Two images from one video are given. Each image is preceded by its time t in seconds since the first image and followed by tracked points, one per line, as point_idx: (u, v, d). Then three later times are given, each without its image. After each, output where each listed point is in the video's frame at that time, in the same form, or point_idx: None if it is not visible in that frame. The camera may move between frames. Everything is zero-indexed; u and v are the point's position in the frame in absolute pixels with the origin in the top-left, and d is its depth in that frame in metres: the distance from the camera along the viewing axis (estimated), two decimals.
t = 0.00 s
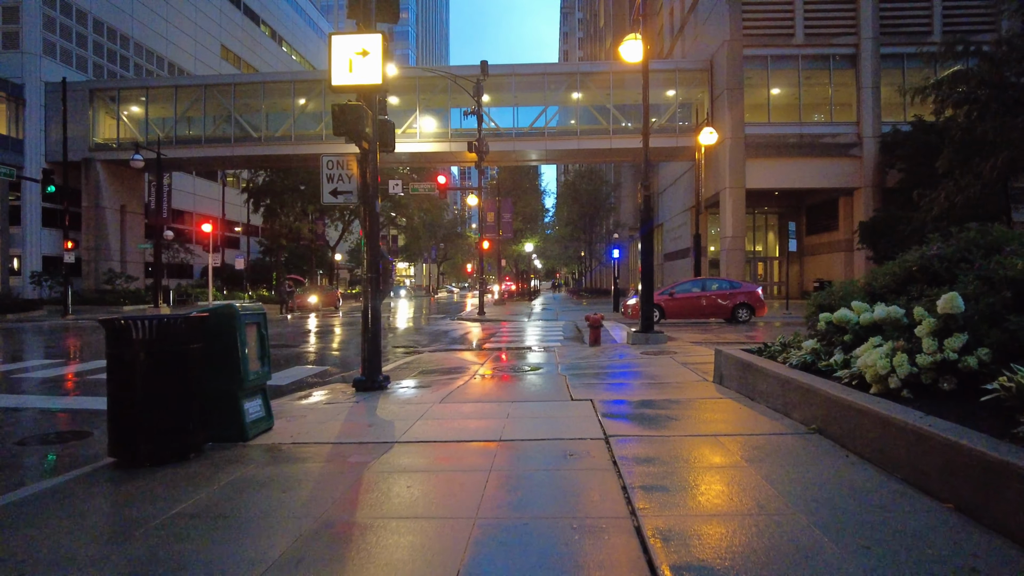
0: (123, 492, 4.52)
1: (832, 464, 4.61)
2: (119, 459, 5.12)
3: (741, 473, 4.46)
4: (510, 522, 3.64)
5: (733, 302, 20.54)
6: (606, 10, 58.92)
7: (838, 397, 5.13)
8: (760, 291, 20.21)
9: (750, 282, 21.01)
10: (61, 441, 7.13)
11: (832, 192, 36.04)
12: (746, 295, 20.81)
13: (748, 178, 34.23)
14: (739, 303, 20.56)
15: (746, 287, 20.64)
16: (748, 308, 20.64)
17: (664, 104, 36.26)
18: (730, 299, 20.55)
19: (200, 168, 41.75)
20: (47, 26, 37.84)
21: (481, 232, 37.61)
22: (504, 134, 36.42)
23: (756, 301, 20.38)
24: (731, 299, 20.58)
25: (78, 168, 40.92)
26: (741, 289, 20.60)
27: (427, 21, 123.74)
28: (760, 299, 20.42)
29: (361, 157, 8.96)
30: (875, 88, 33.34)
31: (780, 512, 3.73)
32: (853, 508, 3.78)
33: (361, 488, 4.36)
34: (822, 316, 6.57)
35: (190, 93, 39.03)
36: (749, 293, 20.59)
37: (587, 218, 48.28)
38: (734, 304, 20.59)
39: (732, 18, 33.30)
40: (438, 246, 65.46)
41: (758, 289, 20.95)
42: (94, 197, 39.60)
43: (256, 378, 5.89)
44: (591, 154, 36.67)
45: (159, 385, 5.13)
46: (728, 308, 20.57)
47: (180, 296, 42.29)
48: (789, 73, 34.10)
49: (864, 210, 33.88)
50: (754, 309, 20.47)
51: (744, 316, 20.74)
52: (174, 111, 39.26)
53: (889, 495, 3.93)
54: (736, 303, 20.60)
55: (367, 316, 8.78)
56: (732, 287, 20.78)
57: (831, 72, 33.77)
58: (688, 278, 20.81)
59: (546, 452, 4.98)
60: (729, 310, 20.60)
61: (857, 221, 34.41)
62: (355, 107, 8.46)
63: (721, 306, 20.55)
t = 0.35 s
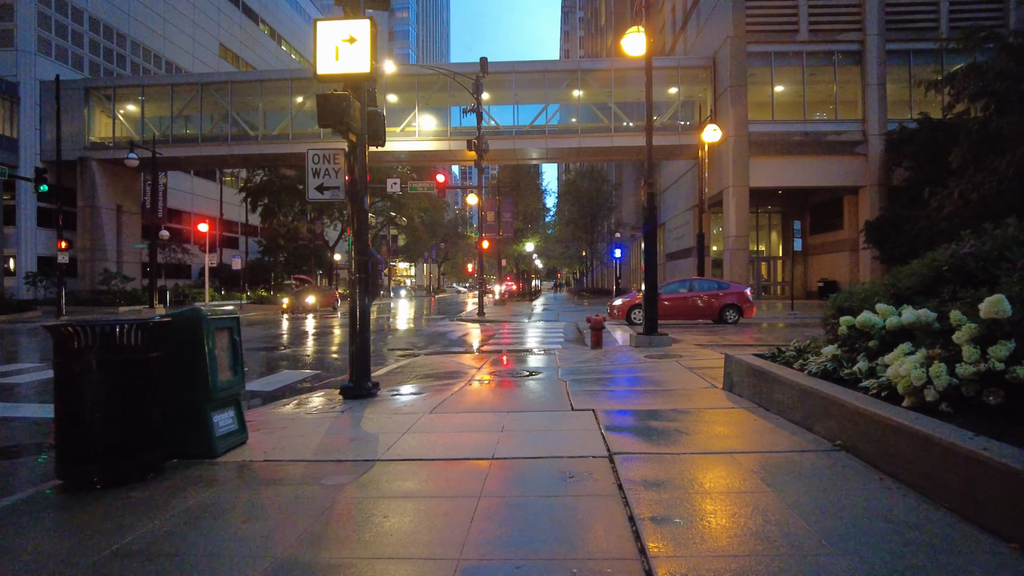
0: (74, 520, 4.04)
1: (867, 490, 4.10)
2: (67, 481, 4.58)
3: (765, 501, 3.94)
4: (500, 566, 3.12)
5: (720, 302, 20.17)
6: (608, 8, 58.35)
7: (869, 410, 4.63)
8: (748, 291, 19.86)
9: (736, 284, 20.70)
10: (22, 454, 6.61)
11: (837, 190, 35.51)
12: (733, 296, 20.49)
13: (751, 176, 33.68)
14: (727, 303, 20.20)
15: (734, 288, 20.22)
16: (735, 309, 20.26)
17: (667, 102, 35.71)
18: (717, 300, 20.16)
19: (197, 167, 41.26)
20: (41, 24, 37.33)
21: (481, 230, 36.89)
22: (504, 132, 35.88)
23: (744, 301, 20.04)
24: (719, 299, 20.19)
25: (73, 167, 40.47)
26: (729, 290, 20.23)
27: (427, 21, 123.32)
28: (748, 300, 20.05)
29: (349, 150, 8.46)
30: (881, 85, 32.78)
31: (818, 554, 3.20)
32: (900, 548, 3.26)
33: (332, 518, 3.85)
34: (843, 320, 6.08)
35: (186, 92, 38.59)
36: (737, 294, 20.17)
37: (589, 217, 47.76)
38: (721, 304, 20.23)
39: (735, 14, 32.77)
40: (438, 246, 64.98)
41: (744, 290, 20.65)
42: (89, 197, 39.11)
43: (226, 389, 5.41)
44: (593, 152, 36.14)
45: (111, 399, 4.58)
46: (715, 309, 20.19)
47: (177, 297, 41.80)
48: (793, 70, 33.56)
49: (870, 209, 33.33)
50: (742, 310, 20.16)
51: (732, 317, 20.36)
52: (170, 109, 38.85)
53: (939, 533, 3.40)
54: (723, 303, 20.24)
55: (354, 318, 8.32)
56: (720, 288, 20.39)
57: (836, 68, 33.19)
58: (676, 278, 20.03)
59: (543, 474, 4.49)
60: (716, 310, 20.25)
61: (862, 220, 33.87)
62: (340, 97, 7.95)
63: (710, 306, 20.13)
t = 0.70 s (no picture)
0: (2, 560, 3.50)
1: (915, 525, 3.55)
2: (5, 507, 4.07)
3: (799, 542, 3.39)
4: None
5: (700, 303, 19.68)
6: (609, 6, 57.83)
7: (910, 429, 4.10)
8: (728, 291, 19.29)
9: (718, 285, 20.29)
10: None
11: (842, 189, 34.95)
12: (714, 297, 19.98)
13: (755, 175, 33.10)
14: (707, 304, 19.67)
15: (715, 289, 19.73)
16: (714, 310, 19.70)
17: (669, 99, 35.14)
18: (697, 300, 19.66)
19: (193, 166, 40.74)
20: (36, 20, 36.77)
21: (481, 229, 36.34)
22: (504, 130, 35.30)
23: (724, 302, 19.42)
24: (699, 300, 19.69)
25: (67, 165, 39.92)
26: (709, 290, 19.73)
27: (427, 20, 122.84)
28: (729, 301, 19.46)
29: (337, 143, 7.95)
30: (887, 82, 32.20)
31: None
32: None
33: (295, 562, 3.30)
34: (872, 325, 5.54)
35: (181, 89, 38.05)
36: (717, 295, 19.67)
37: (590, 217, 47.22)
38: (700, 306, 19.73)
39: (739, 10, 32.21)
40: (438, 245, 64.45)
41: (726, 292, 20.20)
42: (84, 195, 38.54)
43: (192, 403, 4.88)
44: (595, 150, 35.59)
45: (51, 416, 4.04)
46: (695, 310, 19.67)
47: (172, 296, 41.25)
48: (797, 67, 33.04)
49: (876, 208, 32.75)
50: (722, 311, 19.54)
51: (712, 319, 19.79)
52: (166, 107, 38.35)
53: None
54: (703, 304, 19.76)
55: (340, 320, 7.80)
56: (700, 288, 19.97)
57: (841, 65, 32.64)
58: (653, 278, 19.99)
59: (540, 502, 3.96)
60: (696, 311, 19.73)
61: (868, 219, 33.31)
62: (326, 84, 7.43)
63: (689, 307, 19.62)
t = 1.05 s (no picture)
0: None
1: (965, 564, 3.05)
2: None
3: None
4: None
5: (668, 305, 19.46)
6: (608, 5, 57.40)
7: (956, 449, 3.57)
8: (695, 291, 19.00)
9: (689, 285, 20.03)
10: None
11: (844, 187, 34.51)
12: (684, 297, 19.66)
13: (757, 173, 32.56)
14: (675, 305, 19.44)
15: (684, 290, 19.40)
16: (683, 312, 19.51)
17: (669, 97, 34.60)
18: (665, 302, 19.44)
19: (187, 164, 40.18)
20: (28, 17, 36.19)
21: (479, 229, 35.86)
22: (503, 128, 34.79)
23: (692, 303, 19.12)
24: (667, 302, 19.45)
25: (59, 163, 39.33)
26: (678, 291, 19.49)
27: (425, 19, 122.06)
28: (698, 303, 19.20)
29: (319, 132, 7.44)
30: (890, 79, 31.72)
31: None
32: None
33: None
34: (897, 328, 5.03)
35: (175, 86, 37.50)
36: (686, 297, 19.37)
37: (588, 216, 46.74)
38: (669, 306, 19.54)
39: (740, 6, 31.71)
40: (436, 245, 64.02)
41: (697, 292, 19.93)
42: (75, 194, 37.98)
43: (141, 413, 4.36)
44: (593, 149, 35.07)
45: None
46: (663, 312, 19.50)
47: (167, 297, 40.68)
48: (798, 64, 32.55)
49: (878, 207, 32.28)
50: (690, 312, 19.25)
51: (681, 320, 19.65)
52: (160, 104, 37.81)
53: None
54: (672, 305, 19.62)
55: (321, 320, 7.27)
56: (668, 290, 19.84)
57: (843, 62, 32.18)
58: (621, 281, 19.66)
59: (532, 535, 3.44)
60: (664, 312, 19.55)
61: (870, 218, 32.87)
62: (305, 68, 6.91)
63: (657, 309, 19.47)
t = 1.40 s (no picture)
0: None
1: None
2: None
3: None
4: None
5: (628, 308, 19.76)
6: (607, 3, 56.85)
7: (1019, 485, 3.03)
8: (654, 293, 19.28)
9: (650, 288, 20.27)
10: None
11: (846, 187, 34.02)
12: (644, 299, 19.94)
13: (758, 172, 32.05)
14: (635, 307, 19.74)
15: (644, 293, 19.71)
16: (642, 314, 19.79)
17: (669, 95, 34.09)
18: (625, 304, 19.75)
19: (180, 164, 39.60)
20: (18, 14, 35.50)
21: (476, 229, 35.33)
22: (500, 126, 34.27)
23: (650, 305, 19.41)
24: (627, 304, 19.77)
25: (50, 163, 38.73)
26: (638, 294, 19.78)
27: (423, 18, 121.27)
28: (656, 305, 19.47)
29: (297, 125, 6.92)
30: (893, 76, 31.22)
31: None
32: None
33: None
34: (931, 339, 4.50)
35: (167, 84, 36.93)
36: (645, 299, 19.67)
37: (587, 216, 46.22)
38: (629, 309, 19.84)
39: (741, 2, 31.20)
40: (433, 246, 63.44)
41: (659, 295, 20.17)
42: (66, 194, 37.41)
43: (77, 440, 3.80)
44: (592, 148, 34.53)
45: None
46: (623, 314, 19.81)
47: (160, 298, 40.11)
48: (800, 62, 32.04)
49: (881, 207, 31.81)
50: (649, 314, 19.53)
51: (642, 322, 19.91)
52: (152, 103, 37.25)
53: None
54: (633, 308, 19.90)
55: (298, 327, 6.76)
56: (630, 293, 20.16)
57: (846, 60, 31.68)
58: (582, 284, 20.01)
59: None
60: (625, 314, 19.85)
61: (873, 218, 32.39)
62: (281, 55, 6.39)
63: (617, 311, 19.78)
